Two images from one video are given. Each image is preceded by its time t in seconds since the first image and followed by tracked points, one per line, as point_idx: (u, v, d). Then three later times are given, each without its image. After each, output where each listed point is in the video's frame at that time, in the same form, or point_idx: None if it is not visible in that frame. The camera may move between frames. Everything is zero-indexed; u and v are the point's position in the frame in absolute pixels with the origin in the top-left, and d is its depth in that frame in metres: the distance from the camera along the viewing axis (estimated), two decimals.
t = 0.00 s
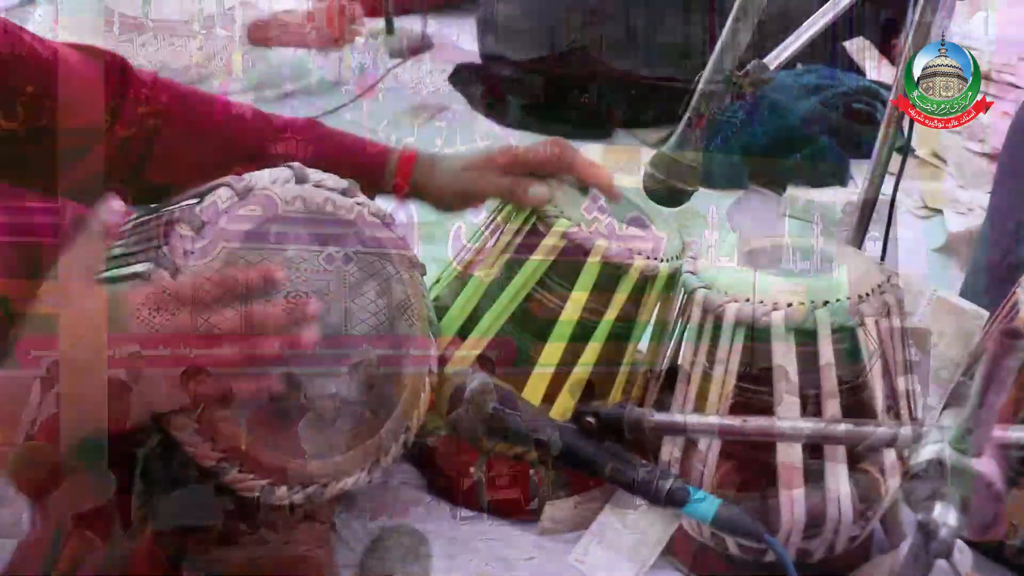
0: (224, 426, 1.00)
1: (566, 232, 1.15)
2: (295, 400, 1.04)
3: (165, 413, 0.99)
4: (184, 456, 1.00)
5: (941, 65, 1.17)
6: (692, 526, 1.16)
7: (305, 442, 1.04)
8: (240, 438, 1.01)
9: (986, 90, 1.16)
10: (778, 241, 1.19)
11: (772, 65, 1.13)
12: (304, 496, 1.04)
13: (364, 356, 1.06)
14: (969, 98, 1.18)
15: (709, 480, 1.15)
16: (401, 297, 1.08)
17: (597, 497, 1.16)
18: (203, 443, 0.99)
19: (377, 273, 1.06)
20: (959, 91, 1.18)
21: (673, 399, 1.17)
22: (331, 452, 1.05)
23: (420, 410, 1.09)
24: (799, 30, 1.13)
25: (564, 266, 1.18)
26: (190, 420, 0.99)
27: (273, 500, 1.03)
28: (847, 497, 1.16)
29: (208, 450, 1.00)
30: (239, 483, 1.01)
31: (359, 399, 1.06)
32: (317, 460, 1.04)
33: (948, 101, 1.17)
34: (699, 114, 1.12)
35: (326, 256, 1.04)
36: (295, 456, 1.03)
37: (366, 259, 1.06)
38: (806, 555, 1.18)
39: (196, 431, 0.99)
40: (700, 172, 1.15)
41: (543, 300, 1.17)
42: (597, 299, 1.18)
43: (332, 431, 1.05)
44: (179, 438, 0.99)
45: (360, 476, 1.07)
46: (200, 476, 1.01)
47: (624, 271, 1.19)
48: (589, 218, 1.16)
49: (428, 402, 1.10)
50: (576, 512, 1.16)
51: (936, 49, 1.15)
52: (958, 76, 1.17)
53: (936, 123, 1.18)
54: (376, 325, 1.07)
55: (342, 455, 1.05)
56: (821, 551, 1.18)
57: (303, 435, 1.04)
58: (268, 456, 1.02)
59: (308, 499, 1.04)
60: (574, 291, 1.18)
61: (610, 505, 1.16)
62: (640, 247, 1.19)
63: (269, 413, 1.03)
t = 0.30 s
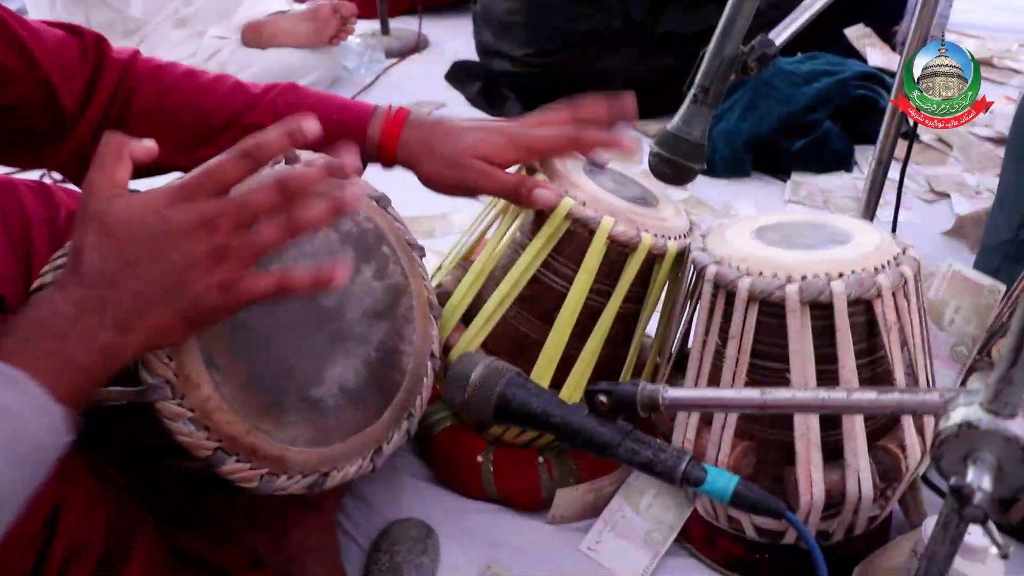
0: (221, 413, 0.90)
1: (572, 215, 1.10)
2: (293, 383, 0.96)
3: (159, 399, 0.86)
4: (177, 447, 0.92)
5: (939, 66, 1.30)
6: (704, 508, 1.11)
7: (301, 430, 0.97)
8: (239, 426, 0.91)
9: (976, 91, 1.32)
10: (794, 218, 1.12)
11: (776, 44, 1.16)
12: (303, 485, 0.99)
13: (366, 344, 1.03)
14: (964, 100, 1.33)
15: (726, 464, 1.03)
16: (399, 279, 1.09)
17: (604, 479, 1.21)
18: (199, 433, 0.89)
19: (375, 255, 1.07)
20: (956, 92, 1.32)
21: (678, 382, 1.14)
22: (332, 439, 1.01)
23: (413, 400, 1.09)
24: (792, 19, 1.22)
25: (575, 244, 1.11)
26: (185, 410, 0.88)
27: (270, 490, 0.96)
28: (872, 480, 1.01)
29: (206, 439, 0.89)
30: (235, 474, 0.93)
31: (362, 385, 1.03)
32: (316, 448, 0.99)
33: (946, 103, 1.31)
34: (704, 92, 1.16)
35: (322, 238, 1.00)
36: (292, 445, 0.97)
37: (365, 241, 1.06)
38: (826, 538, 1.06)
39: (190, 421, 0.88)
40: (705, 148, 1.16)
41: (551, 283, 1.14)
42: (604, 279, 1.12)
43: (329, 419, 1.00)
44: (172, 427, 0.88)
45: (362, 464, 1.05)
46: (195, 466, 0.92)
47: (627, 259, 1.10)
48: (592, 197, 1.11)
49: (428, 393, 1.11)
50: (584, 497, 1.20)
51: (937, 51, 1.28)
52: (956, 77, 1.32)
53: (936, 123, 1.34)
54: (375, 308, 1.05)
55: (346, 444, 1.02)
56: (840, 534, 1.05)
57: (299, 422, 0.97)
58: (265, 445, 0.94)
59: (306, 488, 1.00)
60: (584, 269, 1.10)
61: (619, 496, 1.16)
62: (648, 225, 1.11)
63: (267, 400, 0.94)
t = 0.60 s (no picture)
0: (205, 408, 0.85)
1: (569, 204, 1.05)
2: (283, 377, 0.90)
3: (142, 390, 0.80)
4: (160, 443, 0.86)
5: (939, 65, 1.19)
6: (706, 506, 1.06)
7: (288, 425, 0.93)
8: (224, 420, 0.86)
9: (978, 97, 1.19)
10: (795, 209, 1.08)
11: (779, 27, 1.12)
12: (289, 484, 0.94)
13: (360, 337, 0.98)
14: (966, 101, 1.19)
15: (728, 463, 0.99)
16: (394, 272, 1.04)
17: (601, 478, 1.17)
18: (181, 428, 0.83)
19: (372, 245, 1.01)
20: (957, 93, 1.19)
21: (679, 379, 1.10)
22: (322, 435, 0.96)
23: (405, 397, 1.05)
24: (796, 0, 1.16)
25: (570, 234, 1.07)
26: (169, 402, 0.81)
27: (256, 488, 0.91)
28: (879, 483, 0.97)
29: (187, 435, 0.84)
30: (219, 470, 0.87)
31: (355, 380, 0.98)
32: (301, 445, 0.94)
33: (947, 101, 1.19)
34: (705, 76, 1.11)
35: (315, 227, 0.94)
36: (278, 440, 0.91)
37: (361, 230, 1.00)
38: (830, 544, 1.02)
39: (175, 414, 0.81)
40: (706, 135, 1.12)
41: (545, 275, 1.09)
42: (600, 271, 1.08)
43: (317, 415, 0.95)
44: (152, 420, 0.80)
45: (350, 463, 1.00)
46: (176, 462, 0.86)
47: (625, 250, 1.07)
48: (589, 186, 1.07)
49: (421, 390, 1.07)
50: (578, 498, 1.17)
51: (936, 49, 1.17)
52: (958, 76, 1.18)
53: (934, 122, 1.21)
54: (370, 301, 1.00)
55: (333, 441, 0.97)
56: (845, 538, 1.01)
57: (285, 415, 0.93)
58: (251, 440, 0.89)
59: (292, 487, 0.95)
60: (581, 261, 1.06)
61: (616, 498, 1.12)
62: (648, 216, 1.07)
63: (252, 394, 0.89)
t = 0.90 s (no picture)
0: (193, 425, 0.83)
1: (570, 217, 1.03)
2: (272, 394, 0.89)
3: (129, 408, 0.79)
4: (146, 462, 0.84)
5: (939, 66, 1.15)
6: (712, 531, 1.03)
7: (281, 445, 0.90)
8: (213, 440, 0.84)
9: (979, 97, 1.16)
10: (804, 224, 1.05)
11: (789, 38, 1.09)
12: (281, 505, 0.91)
13: (352, 353, 0.96)
14: (966, 101, 1.16)
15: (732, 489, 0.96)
16: (390, 286, 1.01)
17: (600, 501, 1.13)
18: (170, 445, 0.81)
19: (365, 258, 0.99)
20: (958, 94, 1.16)
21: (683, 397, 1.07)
22: (315, 455, 0.93)
23: (401, 414, 1.02)
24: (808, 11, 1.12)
25: (572, 248, 1.04)
26: (157, 421, 0.80)
27: (247, 509, 0.88)
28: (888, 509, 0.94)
29: (174, 452, 0.82)
30: (209, 491, 0.85)
31: (347, 397, 0.95)
32: (295, 465, 0.91)
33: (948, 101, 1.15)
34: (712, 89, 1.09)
35: (306, 238, 0.93)
36: (271, 459, 0.89)
37: (354, 242, 0.98)
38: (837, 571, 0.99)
39: (161, 432, 0.81)
40: (714, 149, 1.10)
41: (546, 289, 1.07)
42: (603, 286, 1.05)
43: (310, 435, 0.92)
44: (139, 439, 0.80)
45: (346, 483, 0.97)
46: (166, 483, 0.84)
47: (628, 264, 1.04)
48: (591, 197, 1.05)
49: (419, 405, 1.04)
50: (578, 521, 1.13)
51: (936, 49, 1.13)
52: (958, 76, 1.15)
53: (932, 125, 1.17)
54: (363, 315, 0.97)
55: (329, 460, 0.94)
56: (853, 565, 0.98)
57: (278, 435, 0.90)
58: (241, 460, 0.86)
59: (285, 508, 0.92)
60: (582, 274, 1.03)
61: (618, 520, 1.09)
62: (652, 229, 1.04)
63: (243, 413, 0.87)
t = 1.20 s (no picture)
0: (166, 432, 0.80)
1: (565, 224, 1.00)
2: (249, 402, 0.86)
3: (97, 416, 0.77)
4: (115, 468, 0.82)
5: (939, 66, 1.15)
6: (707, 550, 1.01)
7: (258, 452, 0.87)
8: (185, 448, 0.81)
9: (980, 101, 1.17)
10: (804, 233, 1.03)
11: (791, 44, 1.06)
12: (258, 515, 0.89)
13: (335, 360, 0.93)
14: (965, 99, 1.15)
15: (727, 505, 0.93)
16: (374, 291, 0.99)
17: (594, 514, 1.11)
18: (140, 454, 0.79)
19: (349, 262, 0.97)
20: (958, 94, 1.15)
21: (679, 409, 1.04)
22: (294, 464, 0.90)
23: (386, 423, 0.99)
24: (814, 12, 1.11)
25: (567, 255, 1.02)
26: (126, 428, 0.78)
27: (221, 519, 0.86)
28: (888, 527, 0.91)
29: (145, 460, 0.79)
30: (182, 500, 0.83)
31: (328, 405, 0.93)
32: (272, 475, 0.88)
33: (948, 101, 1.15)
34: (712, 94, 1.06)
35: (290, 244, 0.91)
36: (246, 468, 0.86)
37: (338, 246, 0.96)
38: None
39: (132, 440, 0.79)
40: (713, 155, 1.07)
41: (540, 298, 1.04)
42: (599, 295, 1.03)
43: (288, 443, 0.89)
44: (110, 447, 0.78)
45: (326, 493, 0.95)
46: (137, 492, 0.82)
47: (625, 273, 1.01)
48: (587, 205, 1.02)
49: (407, 414, 1.02)
50: (572, 535, 1.11)
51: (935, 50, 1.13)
52: (958, 76, 1.15)
53: (932, 125, 1.17)
54: (347, 321, 0.95)
55: (311, 470, 0.92)
56: None
57: (254, 443, 0.87)
58: (215, 469, 0.84)
59: (262, 518, 0.90)
60: (577, 284, 1.01)
61: (612, 535, 1.06)
62: (648, 237, 1.02)
63: (218, 420, 0.84)
